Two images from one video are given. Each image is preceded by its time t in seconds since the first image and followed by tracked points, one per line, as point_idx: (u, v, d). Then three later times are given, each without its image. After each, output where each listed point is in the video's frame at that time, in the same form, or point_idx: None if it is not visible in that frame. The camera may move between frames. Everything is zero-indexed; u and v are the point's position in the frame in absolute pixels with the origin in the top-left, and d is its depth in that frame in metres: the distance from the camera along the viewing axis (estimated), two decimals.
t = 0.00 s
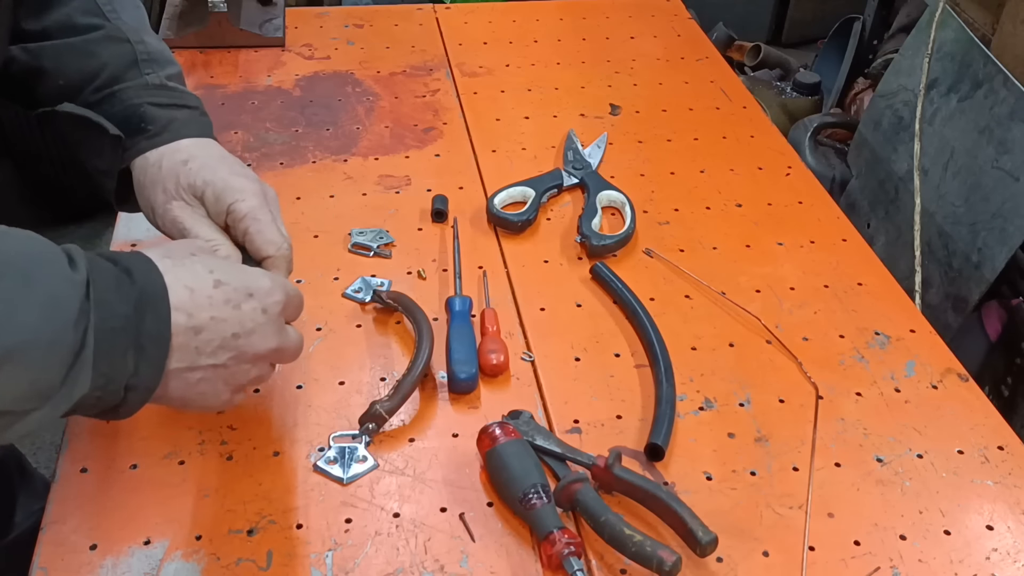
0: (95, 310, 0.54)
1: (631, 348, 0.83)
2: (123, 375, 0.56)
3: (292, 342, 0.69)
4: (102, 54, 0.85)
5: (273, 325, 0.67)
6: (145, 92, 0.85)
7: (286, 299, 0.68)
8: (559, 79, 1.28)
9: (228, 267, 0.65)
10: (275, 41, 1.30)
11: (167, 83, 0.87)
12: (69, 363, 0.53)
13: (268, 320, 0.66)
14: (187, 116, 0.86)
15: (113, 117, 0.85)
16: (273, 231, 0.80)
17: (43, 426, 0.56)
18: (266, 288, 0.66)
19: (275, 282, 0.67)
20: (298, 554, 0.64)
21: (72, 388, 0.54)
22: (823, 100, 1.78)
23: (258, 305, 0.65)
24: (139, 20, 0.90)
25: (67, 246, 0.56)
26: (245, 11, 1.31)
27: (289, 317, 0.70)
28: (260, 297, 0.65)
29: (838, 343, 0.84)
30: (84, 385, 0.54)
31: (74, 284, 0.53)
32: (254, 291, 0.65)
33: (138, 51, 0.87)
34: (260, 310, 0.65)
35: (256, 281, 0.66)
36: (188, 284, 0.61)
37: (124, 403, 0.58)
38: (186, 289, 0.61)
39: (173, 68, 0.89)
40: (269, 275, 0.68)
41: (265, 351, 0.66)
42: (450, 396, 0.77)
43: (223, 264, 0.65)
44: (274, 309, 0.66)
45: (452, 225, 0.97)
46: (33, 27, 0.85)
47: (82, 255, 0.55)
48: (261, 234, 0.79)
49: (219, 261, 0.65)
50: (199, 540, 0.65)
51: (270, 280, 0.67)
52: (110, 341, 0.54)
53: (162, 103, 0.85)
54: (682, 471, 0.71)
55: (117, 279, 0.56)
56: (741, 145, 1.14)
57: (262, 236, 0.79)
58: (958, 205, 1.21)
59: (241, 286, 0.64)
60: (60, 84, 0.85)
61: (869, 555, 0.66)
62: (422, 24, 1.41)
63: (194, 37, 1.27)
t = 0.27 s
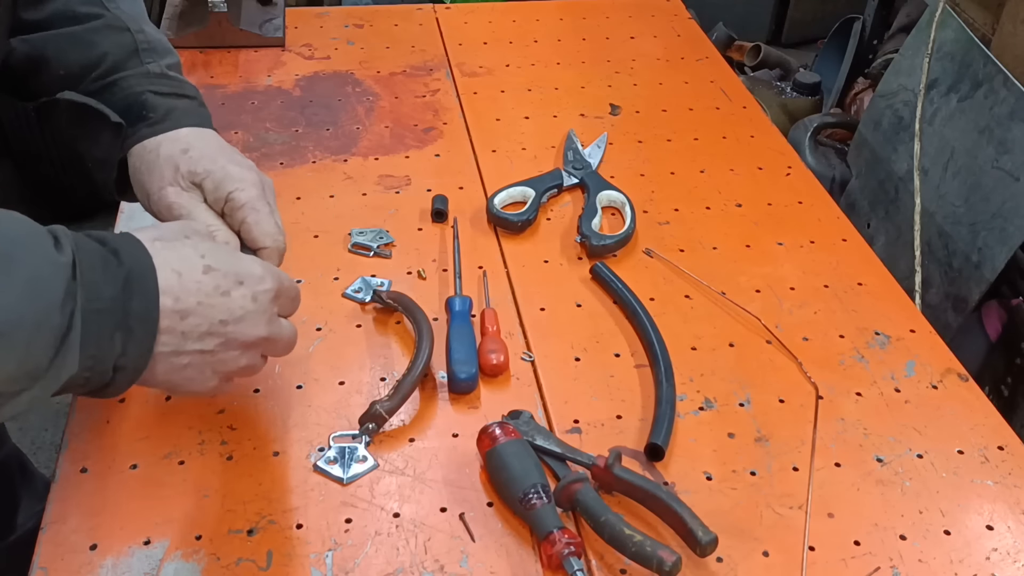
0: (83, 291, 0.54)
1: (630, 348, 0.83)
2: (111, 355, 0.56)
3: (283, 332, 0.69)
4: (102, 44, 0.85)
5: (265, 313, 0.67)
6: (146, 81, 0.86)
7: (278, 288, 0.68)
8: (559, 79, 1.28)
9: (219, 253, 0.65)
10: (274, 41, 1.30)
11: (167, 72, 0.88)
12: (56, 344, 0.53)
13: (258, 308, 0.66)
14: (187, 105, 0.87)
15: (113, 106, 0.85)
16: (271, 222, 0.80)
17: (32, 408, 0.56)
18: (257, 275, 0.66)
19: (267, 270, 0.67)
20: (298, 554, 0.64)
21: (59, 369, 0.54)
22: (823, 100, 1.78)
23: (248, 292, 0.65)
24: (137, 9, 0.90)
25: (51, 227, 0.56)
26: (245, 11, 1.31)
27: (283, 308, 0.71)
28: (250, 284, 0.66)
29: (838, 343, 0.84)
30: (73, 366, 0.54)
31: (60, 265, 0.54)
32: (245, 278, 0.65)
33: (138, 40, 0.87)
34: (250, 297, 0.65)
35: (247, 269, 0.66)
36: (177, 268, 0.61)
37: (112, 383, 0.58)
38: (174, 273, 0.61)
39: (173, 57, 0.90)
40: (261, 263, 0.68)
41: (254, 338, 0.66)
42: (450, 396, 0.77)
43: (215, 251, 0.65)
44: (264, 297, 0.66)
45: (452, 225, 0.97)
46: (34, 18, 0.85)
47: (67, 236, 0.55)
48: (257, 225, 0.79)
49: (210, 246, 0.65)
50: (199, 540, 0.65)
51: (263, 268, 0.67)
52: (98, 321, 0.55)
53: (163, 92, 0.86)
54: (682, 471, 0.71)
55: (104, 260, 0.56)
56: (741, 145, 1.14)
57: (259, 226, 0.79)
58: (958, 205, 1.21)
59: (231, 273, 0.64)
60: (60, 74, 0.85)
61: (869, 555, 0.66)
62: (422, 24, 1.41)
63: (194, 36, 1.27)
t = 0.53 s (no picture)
0: (79, 279, 0.54)
1: (631, 348, 0.83)
2: (108, 344, 0.56)
3: (281, 323, 0.69)
4: (102, 35, 0.85)
5: (264, 304, 0.67)
6: (147, 69, 0.86)
7: (278, 278, 0.68)
8: (559, 79, 1.28)
9: (219, 243, 0.65)
10: (274, 41, 1.30)
11: (167, 62, 0.88)
12: (53, 332, 0.53)
13: (258, 299, 0.66)
14: (190, 95, 0.87)
15: (114, 95, 0.85)
16: (272, 211, 0.80)
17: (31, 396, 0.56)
18: (257, 265, 0.66)
19: (267, 261, 0.67)
20: (298, 554, 0.64)
21: (56, 357, 0.54)
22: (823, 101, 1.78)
23: (247, 283, 0.65)
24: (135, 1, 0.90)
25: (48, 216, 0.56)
26: (245, 11, 1.31)
27: (284, 301, 0.71)
28: (250, 275, 0.65)
29: (838, 343, 0.84)
30: (70, 355, 0.54)
31: (56, 253, 0.54)
32: (244, 268, 0.65)
33: (138, 31, 0.88)
34: (249, 287, 0.65)
35: (247, 258, 0.66)
36: (176, 257, 0.61)
37: (111, 371, 0.58)
38: (173, 262, 0.61)
39: (171, 47, 0.91)
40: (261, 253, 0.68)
41: (254, 329, 0.66)
42: (450, 396, 0.77)
43: (215, 240, 0.65)
44: (264, 288, 0.66)
45: (452, 225, 0.97)
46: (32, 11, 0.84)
47: (63, 225, 0.56)
48: (260, 212, 0.79)
49: (210, 235, 0.65)
50: (199, 540, 0.65)
51: (263, 258, 0.67)
52: (94, 310, 0.55)
53: (163, 80, 0.86)
54: (682, 471, 0.71)
55: (101, 248, 0.56)
56: (741, 145, 1.14)
57: (262, 213, 0.79)
58: (958, 205, 1.21)
59: (231, 263, 0.64)
60: (61, 66, 0.86)
61: (869, 555, 0.66)
62: (422, 24, 1.41)
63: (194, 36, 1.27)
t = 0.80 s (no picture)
0: (75, 282, 0.54)
1: (631, 348, 0.83)
2: (103, 347, 0.56)
3: (277, 327, 0.70)
4: (104, 36, 0.85)
5: (259, 308, 0.67)
6: (148, 71, 0.86)
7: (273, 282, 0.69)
8: (559, 79, 1.28)
9: (214, 246, 0.65)
10: (274, 41, 1.30)
11: (168, 64, 0.88)
12: (49, 336, 0.53)
13: (252, 302, 0.66)
14: (189, 96, 0.87)
15: (115, 96, 0.85)
16: (265, 214, 0.80)
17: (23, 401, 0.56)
18: (252, 269, 0.67)
19: (261, 264, 0.68)
20: (298, 554, 0.64)
21: (52, 361, 0.54)
22: (823, 101, 1.78)
23: (242, 286, 0.66)
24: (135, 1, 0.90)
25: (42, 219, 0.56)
26: (246, 10, 1.31)
27: (280, 304, 0.71)
28: (245, 278, 0.66)
29: (838, 343, 0.84)
30: (65, 358, 0.54)
31: (52, 256, 0.53)
32: (240, 272, 0.66)
33: (139, 32, 0.87)
34: (244, 291, 0.66)
35: (242, 262, 0.66)
36: (172, 261, 0.61)
37: (105, 374, 0.58)
38: (169, 267, 0.61)
39: (173, 49, 0.91)
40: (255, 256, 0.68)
41: (249, 333, 0.67)
42: (450, 396, 0.77)
43: (211, 242, 0.65)
44: (258, 291, 0.67)
45: (452, 225, 0.97)
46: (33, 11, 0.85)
47: (58, 228, 0.55)
48: (254, 215, 0.79)
49: (206, 239, 0.65)
50: (199, 540, 0.65)
51: (257, 262, 0.68)
52: (90, 313, 0.55)
53: (164, 82, 0.86)
54: (682, 471, 0.71)
55: (96, 251, 0.56)
56: (741, 145, 1.14)
57: (254, 217, 0.79)
58: (958, 205, 1.21)
59: (226, 266, 0.65)
60: (62, 66, 0.86)
61: (869, 555, 0.66)
62: (422, 24, 1.41)
63: (194, 36, 1.27)
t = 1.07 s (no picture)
0: (83, 300, 0.54)
1: (630, 348, 0.83)
2: (109, 366, 0.56)
3: (279, 343, 0.69)
4: (102, 49, 0.85)
5: (262, 327, 0.67)
6: (142, 86, 0.86)
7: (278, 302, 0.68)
8: (559, 79, 1.28)
9: (221, 266, 0.65)
10: (275, 41, 1.30)
11: (163, 79, 0.88)
12: (56, 355, 0.53)
13: (256, 323, 0.66)
14: (178, 109, 0.87)
15: (109, 110, 0.85)
16: (253, 218, 0.80)
17: (27, 421, 0.55)
18: (258, 290, 0.66)
19: (267, 284, 0.67)
20: (299, 554, 0.64)
21: (58, 379, 0.54)
22: (822, 100, 1.78)
23: (247, 308, 0.65)
24: (135, 14, 0.89)
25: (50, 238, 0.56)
26: (245, 11, 1.31)
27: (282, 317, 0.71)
28: (250, 300, 0.65)
29: (838, 343, 0.84)
30: (71, 376, 0.54)
31: (61, 274, 0.53)
32: (245, 294, 0.65)
33: (137, 47, 0.87)
34: (249, 312, 0.65)
35: (248, 283, 0.66)
36: (179, 283, 0.61)
37: (110, 393, 0.58)
38: (175, 289, 0.61)
39: (169, 64, 0.90)
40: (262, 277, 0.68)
41: (252, 352, 0.67)
42: (450, 396, 0.77)
43: (218, 262, 0.64)
44: (262, 312, 0.66)
45: (452, 225, 0.97)
46: (34, 21, 0.85)
47: (67, 247, 0.55)
48: (240, 219, 0.79)
49: (213, 260, 0.64)
50: (199, 540, 0.65)
51: (263, 281, 0.67)
52: (97, 331, 0.55)
53: (159, 98, 0.86)
54: (682, 471, 0.71)
55: (104, 269, 0.56)
56: (741, 145, 1.14)
57: (241, 221, 0.79)
58: (958, 205, 1.21)
59: (233, 288, 0.64)
60: (58, 78, 0.85)
61: (869, 555, 0.66)
62: (422, 24, 1.41)
63: (194, 36, 1.27)
